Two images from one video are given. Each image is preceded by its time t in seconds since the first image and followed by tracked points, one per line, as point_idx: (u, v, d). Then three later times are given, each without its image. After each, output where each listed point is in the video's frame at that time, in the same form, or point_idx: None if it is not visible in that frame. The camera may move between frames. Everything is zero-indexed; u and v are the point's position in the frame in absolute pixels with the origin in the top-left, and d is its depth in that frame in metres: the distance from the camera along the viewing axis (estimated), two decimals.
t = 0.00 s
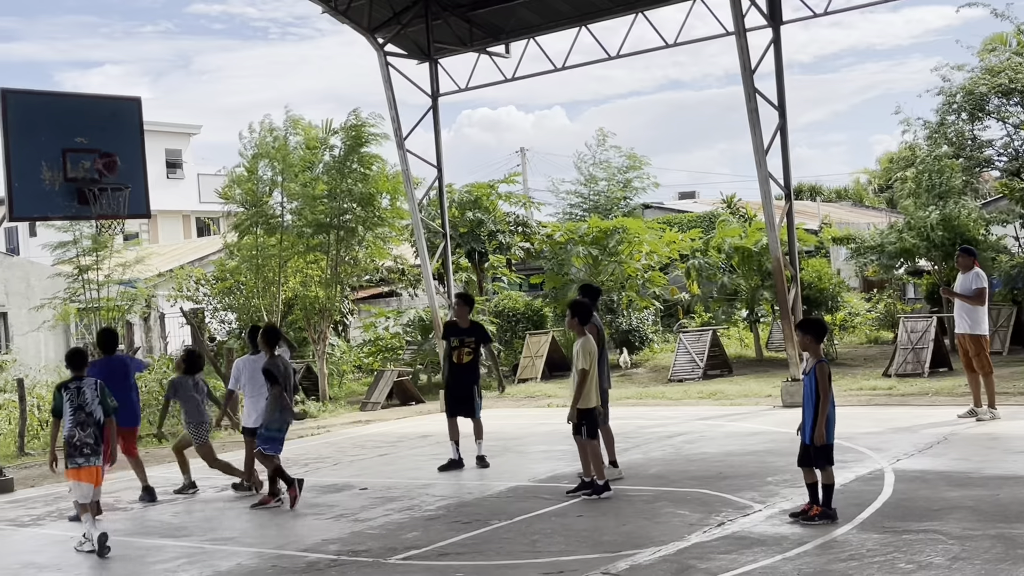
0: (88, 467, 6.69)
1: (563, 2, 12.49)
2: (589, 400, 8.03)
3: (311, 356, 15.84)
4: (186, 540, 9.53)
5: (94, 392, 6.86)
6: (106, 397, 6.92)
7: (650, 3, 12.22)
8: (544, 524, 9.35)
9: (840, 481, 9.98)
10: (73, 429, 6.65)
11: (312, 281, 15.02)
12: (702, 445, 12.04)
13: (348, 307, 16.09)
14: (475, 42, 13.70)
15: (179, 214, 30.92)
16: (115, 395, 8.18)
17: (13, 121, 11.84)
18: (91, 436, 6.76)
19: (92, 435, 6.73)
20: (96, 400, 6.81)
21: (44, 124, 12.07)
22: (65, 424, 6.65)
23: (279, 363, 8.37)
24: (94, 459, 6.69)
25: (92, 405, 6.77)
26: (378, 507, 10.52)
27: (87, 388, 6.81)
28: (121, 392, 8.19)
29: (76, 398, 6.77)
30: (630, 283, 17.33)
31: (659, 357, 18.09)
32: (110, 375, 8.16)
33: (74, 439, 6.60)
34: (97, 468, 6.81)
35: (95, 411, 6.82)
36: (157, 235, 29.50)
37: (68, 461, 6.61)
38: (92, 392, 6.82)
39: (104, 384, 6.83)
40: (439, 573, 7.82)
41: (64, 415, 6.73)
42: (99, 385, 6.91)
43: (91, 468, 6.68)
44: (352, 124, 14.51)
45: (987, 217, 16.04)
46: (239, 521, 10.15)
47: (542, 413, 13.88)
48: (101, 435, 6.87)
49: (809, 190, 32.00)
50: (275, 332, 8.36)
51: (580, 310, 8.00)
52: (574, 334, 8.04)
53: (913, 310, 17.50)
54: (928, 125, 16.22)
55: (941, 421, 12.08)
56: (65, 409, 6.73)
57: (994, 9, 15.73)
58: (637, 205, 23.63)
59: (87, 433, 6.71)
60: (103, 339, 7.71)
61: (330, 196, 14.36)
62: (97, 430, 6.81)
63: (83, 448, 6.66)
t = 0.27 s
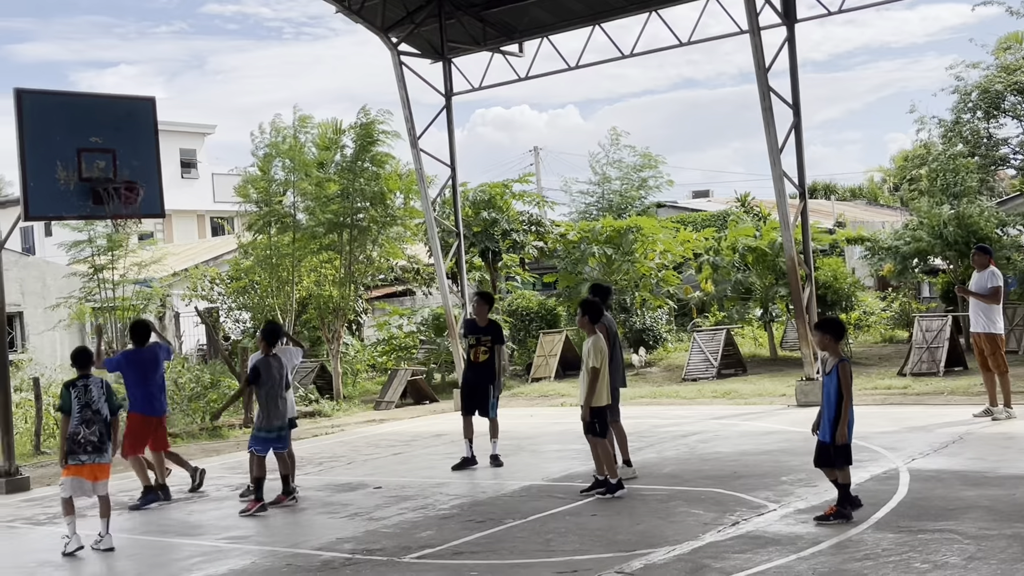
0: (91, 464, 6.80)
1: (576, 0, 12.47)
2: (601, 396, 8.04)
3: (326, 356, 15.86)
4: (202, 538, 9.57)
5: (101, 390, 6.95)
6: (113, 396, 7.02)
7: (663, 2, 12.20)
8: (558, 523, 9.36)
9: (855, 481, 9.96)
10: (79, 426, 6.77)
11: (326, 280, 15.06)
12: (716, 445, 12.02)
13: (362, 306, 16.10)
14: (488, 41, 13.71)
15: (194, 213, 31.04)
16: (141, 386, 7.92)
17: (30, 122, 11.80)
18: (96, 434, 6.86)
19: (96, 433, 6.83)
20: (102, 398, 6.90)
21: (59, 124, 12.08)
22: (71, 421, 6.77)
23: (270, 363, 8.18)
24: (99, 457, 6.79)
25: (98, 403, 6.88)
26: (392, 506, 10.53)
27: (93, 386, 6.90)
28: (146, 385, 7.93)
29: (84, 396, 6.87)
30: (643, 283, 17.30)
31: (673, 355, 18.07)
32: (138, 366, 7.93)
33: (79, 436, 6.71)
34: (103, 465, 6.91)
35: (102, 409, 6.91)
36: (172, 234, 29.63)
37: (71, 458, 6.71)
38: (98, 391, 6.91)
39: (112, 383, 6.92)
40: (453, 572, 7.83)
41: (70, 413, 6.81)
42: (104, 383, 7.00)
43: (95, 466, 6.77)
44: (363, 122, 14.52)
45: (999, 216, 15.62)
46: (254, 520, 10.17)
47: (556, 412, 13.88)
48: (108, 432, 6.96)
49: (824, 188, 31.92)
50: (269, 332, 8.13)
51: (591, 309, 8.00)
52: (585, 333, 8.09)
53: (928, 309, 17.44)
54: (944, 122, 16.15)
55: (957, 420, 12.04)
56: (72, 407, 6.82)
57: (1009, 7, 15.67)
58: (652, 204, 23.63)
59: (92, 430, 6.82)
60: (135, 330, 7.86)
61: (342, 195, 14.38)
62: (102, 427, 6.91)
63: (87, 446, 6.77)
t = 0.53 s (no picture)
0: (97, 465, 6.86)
1: None
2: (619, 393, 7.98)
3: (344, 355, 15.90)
4: (221, 536, 9.60)
5: (103, 390, 7.03)
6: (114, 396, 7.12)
7: None
8: (575, 523, 9.35)
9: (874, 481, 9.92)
10: (84, 427, 6.83)
11: (343, 279, 15.00)
12: (734, 444, 12.00)
13: (379, 305, 16.11)
14: (505, 40, 13.73)
15: (212, 213, 31.21)
16: (165, 384, 7.95)
17: (52, 122, 11.97)
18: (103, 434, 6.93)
19: (102, 432, 6.92)
20: (105, 398, 6.98)
21: (81, 124, 12.22)
22: (77, 423, 6.82)
23: (280, 366, 7.65)
24: (107, 456, 6.85)
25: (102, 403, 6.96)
26: (410, 504, 10.55)
27: (95, 387, 6.98)
28: (171, 383, 7.96)
29: (87, 397, 6.94)
30: (660, 282, 17.28)
31: (690, 355, 18.03)
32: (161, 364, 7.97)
33: (86, 438, 6.78)
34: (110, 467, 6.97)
35: (105, 409, 6.99)
36: (190, 234, 29.80)
37: (80, 458, 6.78)
38: (100, 391, 6.99)
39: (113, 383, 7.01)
40: (471, 570, 7.84)
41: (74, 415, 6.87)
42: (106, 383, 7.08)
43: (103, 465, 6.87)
44: (379, 122, 14.58)
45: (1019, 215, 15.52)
46: (272, 518, 10.21)
47: (573, 411, 13.87)
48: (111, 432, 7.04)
49: (842, 188, 31.83)
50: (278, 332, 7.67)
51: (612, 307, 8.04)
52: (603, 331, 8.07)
53: (947, 309, 17.35)
54: (963, 121, 16.08)
55: (976, 420, 11.97)
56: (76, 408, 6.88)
57: None
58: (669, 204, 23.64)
59: (97, 431, 6.90)
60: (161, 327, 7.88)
61: (359, 194, 14.43)
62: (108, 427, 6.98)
63: (93, 445, 6.85)
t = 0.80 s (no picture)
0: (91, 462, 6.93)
1: None
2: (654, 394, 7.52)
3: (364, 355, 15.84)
4: (241, 533, 9.62)
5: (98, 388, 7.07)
6: (108, 391, 7.16)
7: None
8: (595, 522, 9.33)
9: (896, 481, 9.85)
10: (79, 426, 6.89)
11: (363, 278, 15.04)
12: (754, 443, 11.94)
13: (399, 304, 16.08)
14: (525, 38, 13.72)
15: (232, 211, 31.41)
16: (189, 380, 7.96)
17: (74, 121, 11.97)
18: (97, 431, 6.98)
19: (97, 430, 6.97)
20: (100, 396, 7.03)
21: (102, 123, 12.21)
22: (71, 421, 6.88)
23: (311, 367, 7.31)
24: (100, 454, 6.93)
25: (97, 402, 7.01)
26: (429, 502, 10.55)
27: (90, 385, 7.02)
28: (193, 379, 7.96)
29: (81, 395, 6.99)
30: (681, 281, 17.19)
31: (710, 354, 18.00)
32: (184, 361, 7.99)
33: (81, 437, 6.84)
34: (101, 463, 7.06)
35: (100, 406, 7.05)
36: (210, 231, 29.99)
37: (74, 456, 6.85)
38: (95, 389, 7.03)
39: (108, 381, 7.05)
40: (490, 568, 7.82)
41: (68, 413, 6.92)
42: (100, 381, 7.11)
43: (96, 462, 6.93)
44: (399, 120, 14.61)
45: None
46: (292, 515, 10.22)
47: (593, 410, 13.84)
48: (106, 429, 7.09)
49: (863, 186, 31.68)
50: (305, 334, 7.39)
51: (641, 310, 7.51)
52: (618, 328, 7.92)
53: (969, 308, 17.23)
54: (986, 119, 15.96)
55: (1000, 420, 11.87)
56: (71, 407, 6.94)
57: None
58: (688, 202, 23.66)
59: (93, 428, 6.95)
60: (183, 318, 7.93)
61: (378, 192, 14.51)
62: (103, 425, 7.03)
63: (88, 443, 6.91)
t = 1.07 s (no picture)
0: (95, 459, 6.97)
1: None
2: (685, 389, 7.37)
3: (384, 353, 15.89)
4: (263, 530, 9.66)
5: (103, 385, 7.18)
6: (112, 389, 7.25)
7: None
8: (616, 520, 9.31)
9: (918, 481, 9.80)
10: (84, 422, 6.97)
11: (384, 276, 15.13)
12: (776, 443, 11.90)
13: (419, 302, 16.08)
14: (547, 36, 13.73)
15: (255, 209, 31.63)
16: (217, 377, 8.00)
17: (97, 120, 11.98)
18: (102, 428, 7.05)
19: (102, 426, 7.05)
20: (105, 393, 7.13)
21: (125, 122, 12.24)
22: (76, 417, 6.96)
23: (347, 362, 7.25)
24: (103, 450, 6.92)
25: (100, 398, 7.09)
26: (449, 500, 10.56)
27: (96, 382, 7.14)
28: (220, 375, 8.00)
29: (87, 392, 7.10)
30: (702, 280, 17.15)
31: (731, 353, 17.94)
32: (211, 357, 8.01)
33: (86, 430, 6.89)
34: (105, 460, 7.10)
35: (105, 403, 7.15)
36: (232, 228, 30.19)
37: (79, 451, 6.89)
38: (100, 386, 7.14)
39: (112, 378, 7.16)
40: (510, 566, 7.83)
41: (74, 409, 7.04)
42: (105, 379, 7.22)
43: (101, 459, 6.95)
44: (420, 118, 14.65)
45: None
46: (313, 513, 10.25)
47: (614, 409, 13.82)
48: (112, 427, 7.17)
49: (885, 185, 31.54)
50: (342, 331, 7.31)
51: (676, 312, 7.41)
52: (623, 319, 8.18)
53: (993, 308, 17.11)
54: (1010, 117, 15.85)
55: None
56: (76, 403, 7.05)
57: None
58: (709, 201, 23.64)
59: (96, 425, 7.01)
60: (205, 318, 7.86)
61: (398, 190, 14.55)
62: (107, 422, 7.10)
63: (93, 439, 6.95)
